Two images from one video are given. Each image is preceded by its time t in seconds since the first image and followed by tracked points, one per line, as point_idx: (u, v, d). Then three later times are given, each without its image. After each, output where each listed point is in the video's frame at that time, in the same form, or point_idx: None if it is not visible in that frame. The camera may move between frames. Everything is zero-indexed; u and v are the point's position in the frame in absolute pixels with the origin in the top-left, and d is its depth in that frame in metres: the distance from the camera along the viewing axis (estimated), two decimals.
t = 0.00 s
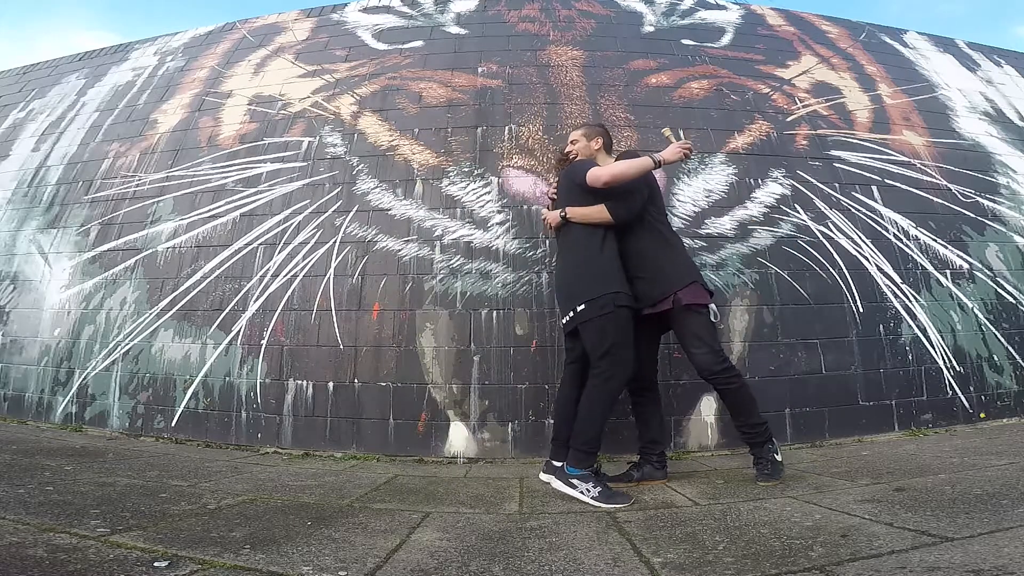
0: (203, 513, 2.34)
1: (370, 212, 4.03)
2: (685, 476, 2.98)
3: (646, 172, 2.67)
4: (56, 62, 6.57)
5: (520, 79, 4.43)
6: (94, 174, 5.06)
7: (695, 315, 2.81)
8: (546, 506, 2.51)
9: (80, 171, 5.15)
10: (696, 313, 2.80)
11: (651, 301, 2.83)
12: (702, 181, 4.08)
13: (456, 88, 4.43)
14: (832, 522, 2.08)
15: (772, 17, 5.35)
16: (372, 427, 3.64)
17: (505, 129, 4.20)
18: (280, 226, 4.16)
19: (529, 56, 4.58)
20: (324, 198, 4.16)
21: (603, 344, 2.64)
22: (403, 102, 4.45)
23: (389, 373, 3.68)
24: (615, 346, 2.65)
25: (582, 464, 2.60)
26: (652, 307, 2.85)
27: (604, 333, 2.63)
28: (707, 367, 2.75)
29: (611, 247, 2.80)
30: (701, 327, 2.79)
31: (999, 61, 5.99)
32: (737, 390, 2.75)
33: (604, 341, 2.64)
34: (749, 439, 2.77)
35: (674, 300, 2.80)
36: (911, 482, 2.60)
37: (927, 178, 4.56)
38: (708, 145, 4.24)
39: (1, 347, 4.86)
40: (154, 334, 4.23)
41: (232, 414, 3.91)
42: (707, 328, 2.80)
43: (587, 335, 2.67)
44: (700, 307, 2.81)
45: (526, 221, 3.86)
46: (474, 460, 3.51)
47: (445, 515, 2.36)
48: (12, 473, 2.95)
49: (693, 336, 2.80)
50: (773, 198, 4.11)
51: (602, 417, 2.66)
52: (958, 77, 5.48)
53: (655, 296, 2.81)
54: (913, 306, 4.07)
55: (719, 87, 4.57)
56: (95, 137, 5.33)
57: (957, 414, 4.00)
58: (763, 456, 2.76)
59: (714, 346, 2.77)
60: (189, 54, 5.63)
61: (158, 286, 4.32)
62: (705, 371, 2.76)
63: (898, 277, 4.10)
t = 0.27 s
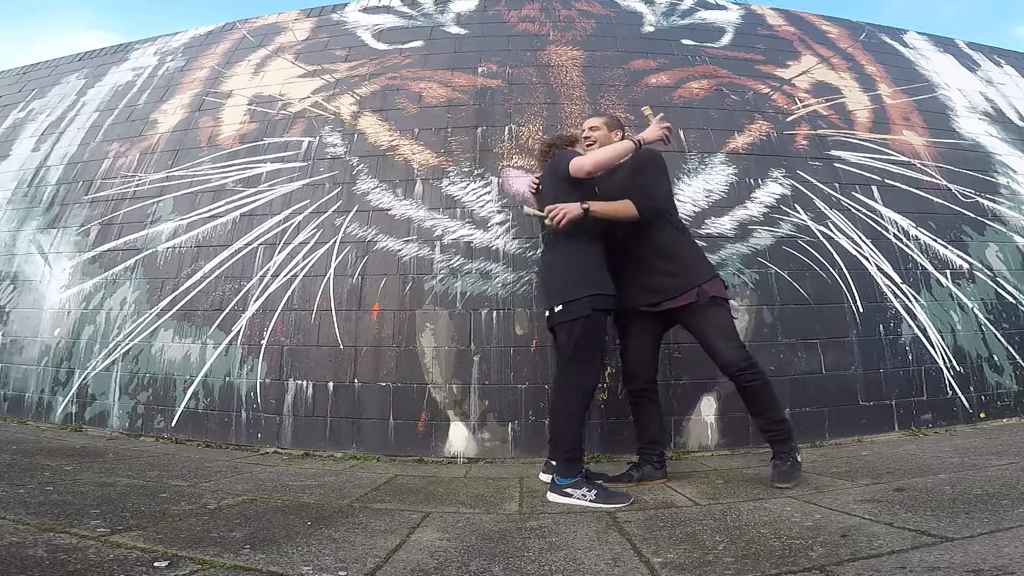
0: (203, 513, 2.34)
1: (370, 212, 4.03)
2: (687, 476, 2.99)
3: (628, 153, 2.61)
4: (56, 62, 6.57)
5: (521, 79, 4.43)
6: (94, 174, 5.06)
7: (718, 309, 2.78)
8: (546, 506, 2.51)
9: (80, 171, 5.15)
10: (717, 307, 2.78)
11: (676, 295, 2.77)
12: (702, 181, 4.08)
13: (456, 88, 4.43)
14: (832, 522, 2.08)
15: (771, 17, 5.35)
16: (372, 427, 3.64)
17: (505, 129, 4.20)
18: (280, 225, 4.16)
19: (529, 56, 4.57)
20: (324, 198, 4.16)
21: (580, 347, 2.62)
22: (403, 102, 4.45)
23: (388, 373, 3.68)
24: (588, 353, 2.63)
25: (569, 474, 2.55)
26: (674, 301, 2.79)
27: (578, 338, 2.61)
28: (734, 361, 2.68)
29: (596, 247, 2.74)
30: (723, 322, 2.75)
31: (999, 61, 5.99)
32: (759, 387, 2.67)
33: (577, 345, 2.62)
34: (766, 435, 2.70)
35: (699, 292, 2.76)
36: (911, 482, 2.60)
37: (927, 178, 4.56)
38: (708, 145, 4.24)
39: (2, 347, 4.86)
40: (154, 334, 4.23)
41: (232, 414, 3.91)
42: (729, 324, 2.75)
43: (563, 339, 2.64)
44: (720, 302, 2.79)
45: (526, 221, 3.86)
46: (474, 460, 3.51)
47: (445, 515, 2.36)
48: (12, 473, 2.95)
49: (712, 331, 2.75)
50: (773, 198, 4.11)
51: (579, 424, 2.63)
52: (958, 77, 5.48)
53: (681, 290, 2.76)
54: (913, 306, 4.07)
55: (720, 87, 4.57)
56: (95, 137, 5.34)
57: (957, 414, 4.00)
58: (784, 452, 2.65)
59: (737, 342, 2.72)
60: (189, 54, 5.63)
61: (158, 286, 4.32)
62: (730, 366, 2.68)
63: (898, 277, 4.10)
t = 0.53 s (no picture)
0: (203, 513, 2.34)
1: (370, 213, 4.03)
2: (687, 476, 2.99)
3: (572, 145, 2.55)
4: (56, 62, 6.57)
5: (521, 79, 4.43)
6: (94, 174, 5.06)
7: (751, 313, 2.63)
8: (546, 506, 2.51)
9: (80, 171, 5.15)
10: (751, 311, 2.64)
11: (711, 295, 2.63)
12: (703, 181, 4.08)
13: (456, 88, 4.43)
14: (832, 523, 2.08)
15: (771, 17, 5.35)
16: (372, 427, 3.64)
17: (505, 129, 4.20)
18: (280, 225, 4.16)
19: (529, 56, 4.57)
20: (324, 198, 4.16)
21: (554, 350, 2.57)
22: (403, 102, 4.45)
23: (388, 373, 3.68)
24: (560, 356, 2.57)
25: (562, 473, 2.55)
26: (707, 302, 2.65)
27: (546, 341, 2.56)
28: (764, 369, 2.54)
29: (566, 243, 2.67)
30: (754, 328, 2.61)
31: (999, 61, 5.99)
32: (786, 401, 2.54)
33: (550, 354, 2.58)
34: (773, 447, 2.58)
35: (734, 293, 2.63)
36: (912, 482, 2.60)
37: (927, 178, 4.56)
38: (708, 145, 4.24)
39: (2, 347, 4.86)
40: (154, 334, 4.23)
41: (232, 414, 3.91)
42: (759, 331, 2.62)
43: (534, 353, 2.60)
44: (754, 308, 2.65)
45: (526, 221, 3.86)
46: (474, 460, 3.51)
47: (445, 515, 2.36)
48: (12, 473, 2.95)
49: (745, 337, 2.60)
50: (773, 198, 4.11)
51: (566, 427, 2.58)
52: (958, 77, 5.48)
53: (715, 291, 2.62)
54: (913, 306, 4.07)
55: (720, 88, 4.57)
56: (95, 137, 5.33)
57: (957, 414, 4.00)
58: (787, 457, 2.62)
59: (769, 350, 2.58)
60: (189, 54, 5.63)
61: (159, 286, 4.32)
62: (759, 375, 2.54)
63: (898, 277, 4.10)
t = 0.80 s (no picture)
0: (203, 513, 2.34)
1: (370, 213, 4.02)
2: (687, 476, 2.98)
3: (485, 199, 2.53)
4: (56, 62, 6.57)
5: (521, 79, 4.43)
6: (94, 174, 5.05)
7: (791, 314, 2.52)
8: (546, 507, 2.51)
9: (80, 171, 5.15)
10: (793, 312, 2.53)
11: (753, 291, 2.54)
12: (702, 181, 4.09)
13: (456, 88, 4.43)
14: (832, 523, 2.08)
15: (771, 17, 5.35)
16: (372, 427, 3.64)
17: (505, 129, 4.19)
18: (280, 225, 4.16)
19: (529, 56, 4.57)
20: (324, 198, 4.16)
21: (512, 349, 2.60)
22: (403, 102, 4.45)
23: (388, 373, 3.68)
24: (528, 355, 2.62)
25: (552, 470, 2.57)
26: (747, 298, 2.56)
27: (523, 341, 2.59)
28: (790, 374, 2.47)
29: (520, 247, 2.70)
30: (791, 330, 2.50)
31: (999, 61, 5.99)
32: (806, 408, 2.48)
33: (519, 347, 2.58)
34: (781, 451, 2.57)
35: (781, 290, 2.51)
36: (912, 482, 2.60)
37: (927, 178, 4.56)
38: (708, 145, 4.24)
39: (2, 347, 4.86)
40: (154, 334, 4.23)
41: (232, 414, 3.91)
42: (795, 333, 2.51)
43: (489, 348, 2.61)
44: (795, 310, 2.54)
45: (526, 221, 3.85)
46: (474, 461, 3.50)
47: (445, 515, 2.36)
48: (12, 473, 2.96)
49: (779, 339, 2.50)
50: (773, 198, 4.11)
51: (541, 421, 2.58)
52: (958, 77, 5.47)
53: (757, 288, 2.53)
54: (913, 306, 4.07)
55: (719, 88, 4.57)
56: (95, 137, 5.33)
57: (957, 414, 4.00)
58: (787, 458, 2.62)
59: (802, 355, 2.50)
60: (189, 54, 5.63)
61: (158, 286, 4.32)
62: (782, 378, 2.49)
63: (898, 277, 4.10)
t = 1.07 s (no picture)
0: (203, 513, 2.34)
1: (370, 213, 4.02)
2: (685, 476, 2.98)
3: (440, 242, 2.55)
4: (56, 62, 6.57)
5: (521, 78, 4.43)
6: (94, 174, 5.05)
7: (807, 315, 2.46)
8: (546, 506, 2.51)
9: (80, 171, 5.15)
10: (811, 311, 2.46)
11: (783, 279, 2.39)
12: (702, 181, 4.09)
13: (456, 88, 4.43)
14: (832, 523, 2.08)
15: (771, 17, 5.35)
16: (372, 427, 3.64)
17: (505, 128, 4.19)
18: (280, 225, 4.16)
19: (529, 56, 4.57)
20: (324, 198, 4.16)
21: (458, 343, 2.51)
22: (403, 102, 4.45)
23: (388, 373, 3.68)
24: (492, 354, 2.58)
25: (433, 466, 2.42)
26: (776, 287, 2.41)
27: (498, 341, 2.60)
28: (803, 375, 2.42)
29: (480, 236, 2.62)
30: (810, 331, 2.44)
31: (999, 61, 5.99)
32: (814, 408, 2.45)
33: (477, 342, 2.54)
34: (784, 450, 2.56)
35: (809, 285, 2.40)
36: (912, 482, 2.60)
37: (927, 178, 4.57)
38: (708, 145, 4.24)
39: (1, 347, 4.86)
40: (154, 334, 4.22)
41: (232, 414, 3.91)
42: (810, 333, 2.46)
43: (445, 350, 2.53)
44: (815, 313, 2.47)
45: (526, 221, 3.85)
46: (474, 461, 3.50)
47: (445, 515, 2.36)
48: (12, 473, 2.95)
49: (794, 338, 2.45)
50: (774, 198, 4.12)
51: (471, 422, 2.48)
52: (958, 77, 5.48)
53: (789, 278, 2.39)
54: (913, 306, 4.07)
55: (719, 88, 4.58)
56: (95, 137, 5.33)
57: (957, 414, 4.00)
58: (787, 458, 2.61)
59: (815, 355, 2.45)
60: (189, 54, 5.63)
61: (158, 286, 4.32)
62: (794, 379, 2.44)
63: (898, 277, 4.10)
